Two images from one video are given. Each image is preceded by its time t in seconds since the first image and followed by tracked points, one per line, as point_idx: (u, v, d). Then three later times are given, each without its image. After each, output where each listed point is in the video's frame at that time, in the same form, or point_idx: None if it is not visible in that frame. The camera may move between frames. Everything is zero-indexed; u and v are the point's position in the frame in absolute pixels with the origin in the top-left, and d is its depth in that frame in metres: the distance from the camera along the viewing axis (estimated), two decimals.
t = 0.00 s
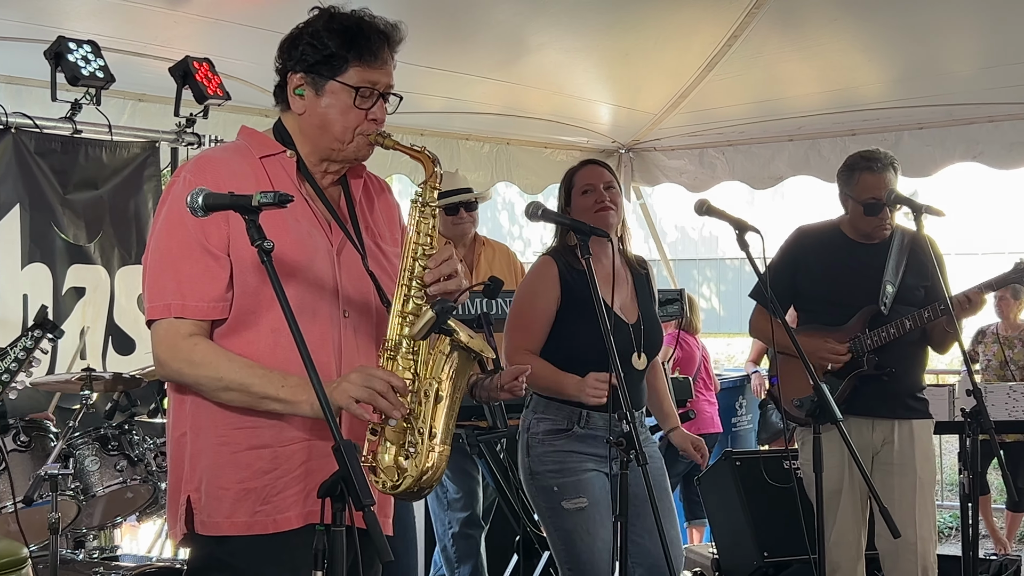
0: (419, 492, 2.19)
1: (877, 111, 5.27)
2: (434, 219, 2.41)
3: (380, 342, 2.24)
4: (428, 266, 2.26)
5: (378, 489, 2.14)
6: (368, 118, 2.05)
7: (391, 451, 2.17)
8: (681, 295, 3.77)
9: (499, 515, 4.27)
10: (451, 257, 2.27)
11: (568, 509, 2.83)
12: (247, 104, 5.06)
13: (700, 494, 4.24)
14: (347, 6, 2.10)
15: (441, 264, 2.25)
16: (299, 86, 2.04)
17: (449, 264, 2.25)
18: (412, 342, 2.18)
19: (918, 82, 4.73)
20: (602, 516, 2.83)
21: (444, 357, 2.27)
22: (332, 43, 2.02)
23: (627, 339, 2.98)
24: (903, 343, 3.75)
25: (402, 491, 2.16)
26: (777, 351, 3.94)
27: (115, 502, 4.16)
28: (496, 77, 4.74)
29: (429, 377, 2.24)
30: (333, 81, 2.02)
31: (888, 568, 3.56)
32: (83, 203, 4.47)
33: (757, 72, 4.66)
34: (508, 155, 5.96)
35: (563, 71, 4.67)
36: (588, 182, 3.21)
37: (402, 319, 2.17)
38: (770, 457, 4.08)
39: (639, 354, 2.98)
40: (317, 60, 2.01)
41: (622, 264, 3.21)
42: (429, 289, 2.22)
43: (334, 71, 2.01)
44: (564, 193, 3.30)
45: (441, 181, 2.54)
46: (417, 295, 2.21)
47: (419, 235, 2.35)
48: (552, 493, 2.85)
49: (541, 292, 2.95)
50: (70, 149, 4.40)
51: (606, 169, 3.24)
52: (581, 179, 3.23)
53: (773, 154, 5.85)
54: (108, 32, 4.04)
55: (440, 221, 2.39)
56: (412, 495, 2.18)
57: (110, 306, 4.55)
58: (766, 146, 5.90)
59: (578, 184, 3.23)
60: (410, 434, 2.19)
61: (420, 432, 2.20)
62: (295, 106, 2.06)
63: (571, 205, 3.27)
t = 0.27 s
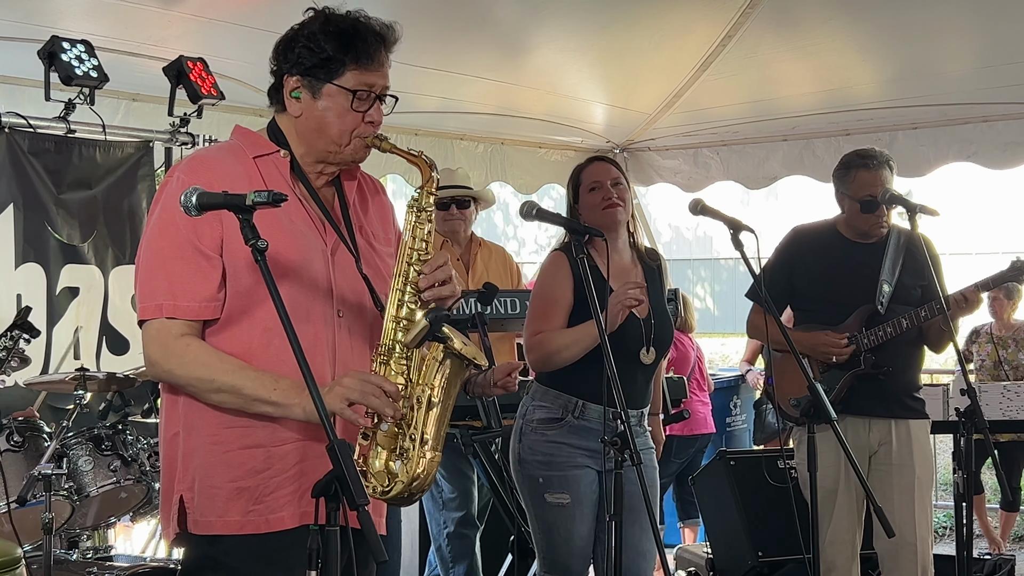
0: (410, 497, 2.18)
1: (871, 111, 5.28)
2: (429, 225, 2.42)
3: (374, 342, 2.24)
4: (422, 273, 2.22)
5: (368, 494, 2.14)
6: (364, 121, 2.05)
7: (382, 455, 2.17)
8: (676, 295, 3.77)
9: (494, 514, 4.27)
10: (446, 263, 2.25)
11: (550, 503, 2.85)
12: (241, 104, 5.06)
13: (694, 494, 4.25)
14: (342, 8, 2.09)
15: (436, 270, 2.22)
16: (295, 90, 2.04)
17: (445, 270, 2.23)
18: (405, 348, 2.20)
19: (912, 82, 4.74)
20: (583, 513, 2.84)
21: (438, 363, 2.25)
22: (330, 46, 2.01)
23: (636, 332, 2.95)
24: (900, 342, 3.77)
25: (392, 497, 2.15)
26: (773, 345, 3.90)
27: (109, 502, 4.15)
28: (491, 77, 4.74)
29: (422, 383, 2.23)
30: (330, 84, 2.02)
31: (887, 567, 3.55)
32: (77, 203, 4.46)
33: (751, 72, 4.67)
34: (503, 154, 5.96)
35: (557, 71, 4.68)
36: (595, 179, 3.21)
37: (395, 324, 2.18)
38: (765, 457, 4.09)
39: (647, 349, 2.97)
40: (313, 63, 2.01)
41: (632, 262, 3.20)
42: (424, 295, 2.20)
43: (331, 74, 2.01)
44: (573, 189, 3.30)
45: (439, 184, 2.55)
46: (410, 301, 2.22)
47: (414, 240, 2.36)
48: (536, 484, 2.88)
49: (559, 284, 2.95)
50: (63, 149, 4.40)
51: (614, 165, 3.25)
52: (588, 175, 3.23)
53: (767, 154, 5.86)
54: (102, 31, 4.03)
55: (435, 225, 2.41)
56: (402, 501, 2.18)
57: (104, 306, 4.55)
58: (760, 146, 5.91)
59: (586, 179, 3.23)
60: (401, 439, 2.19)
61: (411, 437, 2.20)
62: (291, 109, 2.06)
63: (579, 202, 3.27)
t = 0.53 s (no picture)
0: (405, 493, 2.17)
1: (865, 110, 5.29)
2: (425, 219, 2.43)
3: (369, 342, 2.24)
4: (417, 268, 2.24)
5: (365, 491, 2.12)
6: (358, 118, 2.05)
7: (377, 453, 2.16)
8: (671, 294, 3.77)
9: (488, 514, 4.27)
10: (440, 259, 2.25)
11: (583, 496, 2.88)
12: (236, 103, 5.06)
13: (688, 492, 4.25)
14: (338, 6, 2.09)
15: (431, 266, 2.22)
16: (289, 85, 2.03)
17: (439, 266, 2.23)
18: (399, 341, 2.20)
19: (907, 82, 4.74)
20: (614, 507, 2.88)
21: (432, 359, 2.25)
22: (324, 42, 2.01)
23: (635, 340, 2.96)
24: (895, 342, 3.75)
25: (388, 492, 2.14)
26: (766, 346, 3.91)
27: (103, 502, 4.15)
28: (485, 77, 4.74)
29: (418, 376, 2.24)
30: (323, 81, 2.01)
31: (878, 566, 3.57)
32: (70, 203, 4.46)
33: (746, 71, 4.67)
34: (497, 154, 5.96)
35: (552, 71, 4.68)
36: (598, 180, 3.20)
37: (390, 321, 2.19)
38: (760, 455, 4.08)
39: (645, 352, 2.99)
40: (307, 59, 2.00)
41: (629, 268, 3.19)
42: (418, 291, 2.20)
43: (325, 71, 2.00)
44: (575, 187, 3.30)
45: (432, 182, 2.55)
46: (405, 297, 2.22)
47: (409, 237, 2.35)
48: (567, 480, 2.90)
49: (553, 288, 2.91)
50: (57, 148, 4.39)
51: (616, 167, 3.25)
52: (592, 175, 3.23)
53: (762, 154, 5.87)
54: (96, 31, 4.03)
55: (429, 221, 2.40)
56: (398, 497, 2.17)
57: (98, 307, 4.55)
58: (755, 146, 5.91)
59: (590, 179, 3.22)
60: (397, 437, 2.19)
61: (407, 435, 2.21)
62: (285, 106, 2.05)
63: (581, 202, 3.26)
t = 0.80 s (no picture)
0: (401, 493, 2.19)
1: (860, 109, 5.29)
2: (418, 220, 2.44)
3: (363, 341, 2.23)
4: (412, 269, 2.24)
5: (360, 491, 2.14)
6: (352, 117, 2.05)
7: (374, 453, 2.15)
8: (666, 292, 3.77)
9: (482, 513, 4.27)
10: (436, 259, 2.26)
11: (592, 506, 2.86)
12: (230, 103, 5.06)
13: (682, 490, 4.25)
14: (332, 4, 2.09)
15: (426, 267, 2.23)
16: (282, 85, 2.04)
17: (434, 266, 2.24)
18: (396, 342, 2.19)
19: (901, 80, 4.74)
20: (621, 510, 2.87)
21: (428, 360, 2.26)
22: (316, 41, 2.01)
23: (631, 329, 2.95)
24: (891, 340, 3.77)
25: (384, 493, 2.15)
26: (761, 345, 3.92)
27: (96, 502, 4.15)
28: (479, 76, 4.74)
29: (413, 378, 2.24)
30: (316, 79, 2.01)
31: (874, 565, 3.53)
32: (64, 203, 4.45)
33: (741, 70, 4.67)
34: (492, 153, 5.96)
35: (545, 70, 4.68)
36: (587, 175, 3.21)
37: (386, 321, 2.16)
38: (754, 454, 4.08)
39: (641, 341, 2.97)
40: (300, 58, 2.00)
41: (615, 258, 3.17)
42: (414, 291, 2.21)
43: (318, 70, 2.00)
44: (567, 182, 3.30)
45: (427, 182, 2.55)
46: (400, 297, 2.22)
47: (405, 237, 2.35)
48: (578, 491, 2.87)
49: (546, 279, 2.89)
50: (51, 148, 4.38)
51: (606, 162, 3.25)
52: (582, 170, 3.23)
53: (756, 152, 5.87)
54: (89, 30, 4.02)
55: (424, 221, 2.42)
56: (393, 497, 2.18)
57: (92, 307, 4.54)
58: (749, 145, 5.91)
59: (579, 174, 3.23)
60: (394, 437, 2.19)
61: (403, 435, 2.20)
62: (279, 105, 2.05)
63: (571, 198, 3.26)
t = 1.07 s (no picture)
0: (390, 496, 2.18)
1: (855, 107, 5.30)
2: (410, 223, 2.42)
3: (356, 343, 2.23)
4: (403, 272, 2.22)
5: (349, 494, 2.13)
6: (345, 118, 2.04)
7: (363, 455, 2.16)
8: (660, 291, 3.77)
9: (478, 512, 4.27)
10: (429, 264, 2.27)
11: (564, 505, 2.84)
12: (224, 102, 5.06)
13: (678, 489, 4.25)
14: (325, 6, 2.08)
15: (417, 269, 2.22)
16: (276, 86, 2.02)
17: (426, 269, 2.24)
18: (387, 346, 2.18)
19: (896, 78, 4.74)
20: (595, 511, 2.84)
21: (417, 362, 2.26)
22: (310, 42, 2.00)
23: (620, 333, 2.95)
24: (886, 338, 3.76)
25: (373, 496, 2.15)
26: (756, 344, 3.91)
27: (92, 502, 4.15)
28: (474, 75, 4.74)
29: (403, 382, 2.24)
30: (310, 81, 2.00)
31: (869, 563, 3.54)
32: (59, 202, 4.45)
33: (736, 69, 4.67)
34: (487, 152, 5.96)
35: (540, 68, 4.68)
36: (574, 178, 3.21)
37: (377, 323, 2.16)
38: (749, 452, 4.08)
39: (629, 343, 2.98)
40: (294, 60, 2.00)
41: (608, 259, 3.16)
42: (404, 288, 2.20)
43: (311, 71, 2.00)
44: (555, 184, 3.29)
45: (419, 184, 2.55)
46: (392, 299, 2.20)
47: (396, 240, 2.34)
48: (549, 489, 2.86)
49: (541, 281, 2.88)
50: (45, 147, 4.37)
51: (592, 164, 3.24)
52: (570, 172, 3.22)
53: (752, 151, 5.87)
54: (83, 29, 4.02)
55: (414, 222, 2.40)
56: (383, 499, 2.18)
57: (86, 306, 4.55)
58: (744, 143, 5.91)
59: (566, 178, 3.22)
60: (384, 439, 2.19)
61: (393, 437, 2.20)
62: (272, 107, 2.04)
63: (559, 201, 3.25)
